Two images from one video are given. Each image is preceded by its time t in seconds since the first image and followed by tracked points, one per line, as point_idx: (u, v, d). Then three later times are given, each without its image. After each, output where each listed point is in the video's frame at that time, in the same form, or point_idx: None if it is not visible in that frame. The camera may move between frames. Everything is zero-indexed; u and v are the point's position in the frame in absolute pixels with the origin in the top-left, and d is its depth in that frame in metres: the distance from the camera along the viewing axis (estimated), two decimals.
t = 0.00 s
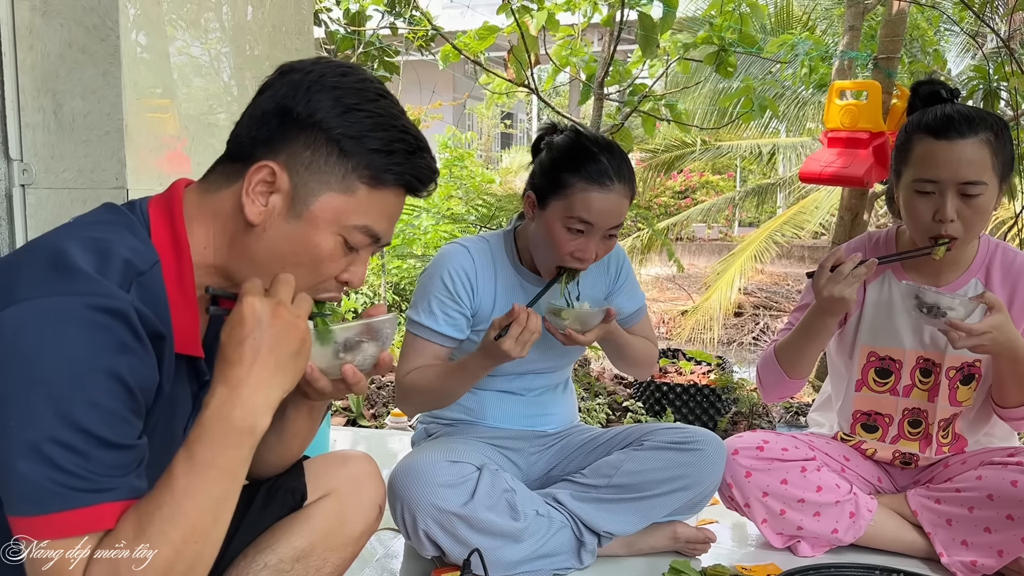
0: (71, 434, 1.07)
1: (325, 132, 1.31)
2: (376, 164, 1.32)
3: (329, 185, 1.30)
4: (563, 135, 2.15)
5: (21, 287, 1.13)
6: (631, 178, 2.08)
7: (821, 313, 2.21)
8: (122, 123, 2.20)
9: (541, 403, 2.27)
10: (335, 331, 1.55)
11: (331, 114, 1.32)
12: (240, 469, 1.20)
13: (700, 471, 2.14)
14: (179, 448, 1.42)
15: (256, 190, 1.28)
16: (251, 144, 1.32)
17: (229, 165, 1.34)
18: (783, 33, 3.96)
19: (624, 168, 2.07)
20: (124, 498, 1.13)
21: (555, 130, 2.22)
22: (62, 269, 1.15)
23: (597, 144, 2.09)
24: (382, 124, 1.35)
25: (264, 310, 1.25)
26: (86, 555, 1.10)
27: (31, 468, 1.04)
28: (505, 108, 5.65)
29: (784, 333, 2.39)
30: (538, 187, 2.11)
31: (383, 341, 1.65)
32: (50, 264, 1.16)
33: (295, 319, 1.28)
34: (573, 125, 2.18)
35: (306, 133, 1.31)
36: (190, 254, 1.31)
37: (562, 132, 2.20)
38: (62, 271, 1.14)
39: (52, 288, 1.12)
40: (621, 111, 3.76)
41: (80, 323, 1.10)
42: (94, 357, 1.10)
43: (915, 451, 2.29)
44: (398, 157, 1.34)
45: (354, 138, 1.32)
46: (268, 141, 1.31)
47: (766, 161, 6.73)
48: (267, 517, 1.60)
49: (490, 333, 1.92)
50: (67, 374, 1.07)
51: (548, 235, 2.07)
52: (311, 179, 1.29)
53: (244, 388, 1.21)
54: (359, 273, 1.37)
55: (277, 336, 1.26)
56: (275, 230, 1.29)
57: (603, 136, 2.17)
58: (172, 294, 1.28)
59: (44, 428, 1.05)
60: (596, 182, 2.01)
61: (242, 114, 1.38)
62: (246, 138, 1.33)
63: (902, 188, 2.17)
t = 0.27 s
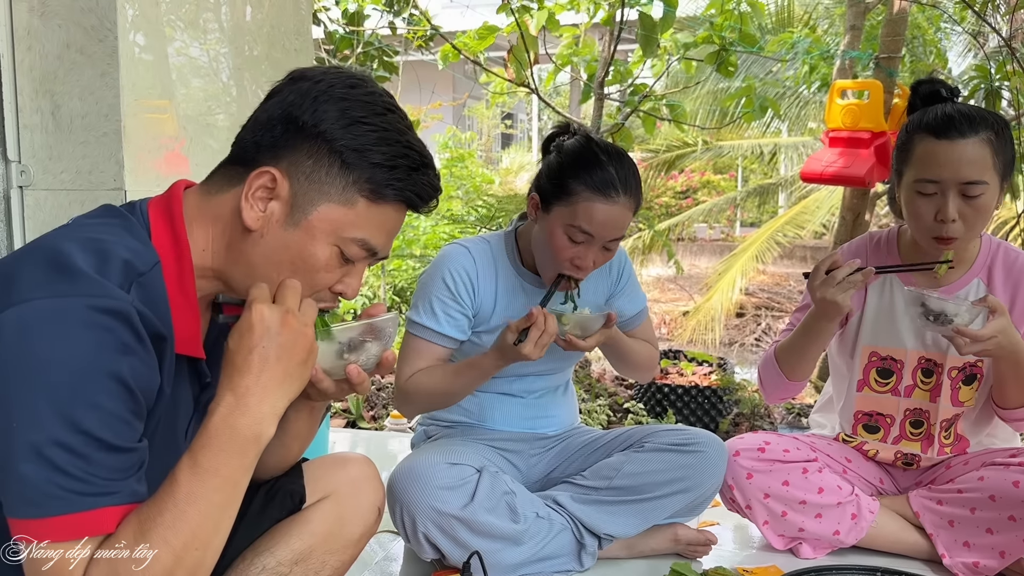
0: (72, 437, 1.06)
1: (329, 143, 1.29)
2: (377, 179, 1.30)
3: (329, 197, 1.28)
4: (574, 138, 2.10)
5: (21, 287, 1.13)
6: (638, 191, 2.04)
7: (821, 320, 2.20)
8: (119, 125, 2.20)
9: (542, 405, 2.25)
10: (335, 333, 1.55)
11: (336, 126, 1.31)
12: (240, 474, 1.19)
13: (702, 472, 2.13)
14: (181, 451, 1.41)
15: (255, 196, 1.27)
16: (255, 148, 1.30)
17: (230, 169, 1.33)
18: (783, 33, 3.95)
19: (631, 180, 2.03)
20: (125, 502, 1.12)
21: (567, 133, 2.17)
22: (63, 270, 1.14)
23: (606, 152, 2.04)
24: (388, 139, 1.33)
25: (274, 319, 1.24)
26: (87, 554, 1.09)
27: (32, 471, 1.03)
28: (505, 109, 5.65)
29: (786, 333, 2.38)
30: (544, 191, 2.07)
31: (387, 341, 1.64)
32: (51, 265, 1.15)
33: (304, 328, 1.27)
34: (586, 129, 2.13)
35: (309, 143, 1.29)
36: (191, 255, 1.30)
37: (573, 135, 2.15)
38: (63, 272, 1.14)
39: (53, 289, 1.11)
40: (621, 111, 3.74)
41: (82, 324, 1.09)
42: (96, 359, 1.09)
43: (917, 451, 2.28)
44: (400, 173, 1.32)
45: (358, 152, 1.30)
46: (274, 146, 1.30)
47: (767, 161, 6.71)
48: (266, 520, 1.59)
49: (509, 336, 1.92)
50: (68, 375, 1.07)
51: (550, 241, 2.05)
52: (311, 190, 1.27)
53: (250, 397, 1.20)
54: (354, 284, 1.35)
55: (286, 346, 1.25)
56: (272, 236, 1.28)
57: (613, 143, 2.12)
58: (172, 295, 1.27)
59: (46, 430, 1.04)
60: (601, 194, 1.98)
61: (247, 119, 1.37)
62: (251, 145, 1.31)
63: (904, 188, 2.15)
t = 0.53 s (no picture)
0: (75, 437, 1.06)
1: (328, 144, 1.29)
2: (375, 182, 1.29)
3: (326, 198, 1.27)
4: (579, 143, 2.09)
5: (23, 286, 1.12)
6: (643, 198, 2.04)
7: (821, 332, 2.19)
8: (119, 125, 2.20)
9: (543, 405, 2.25)
10: (337, 334, 1.53)
11: (337, 128, 1.30)
12: (240, 476, 1.19)
13: (703, 472, 2.13)
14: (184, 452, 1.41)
15: (254, 196, 1.27)
16: (256, 150, 1.31)
17: (229, 170, 1.33)
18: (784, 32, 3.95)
19: (638, 188, 2.02)
20: (127, 503, 1.12)
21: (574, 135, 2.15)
22: (66, 270, 1.14)
23: (612, 157, 2.04)
24: (388, 143, 1.33)
25: (281, 322, 1.24)
26: (87, 554, 1.09)
27: (35, 471, 1.03)
28: (505, 109, 5.65)
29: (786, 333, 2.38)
30: (549, 196, 2.06)
31: (389, 342, 1.64)
32: (55, 265, 1.15)
33: (310, 333, 1.27)
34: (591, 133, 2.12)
35: (308, 144, 1.29)
36: (193, 255, 1.29)
37: (579, 139, 2.14)
38: (67, 272, 1.13)
39: (57, 289, 1.11)
40: (621, 111, 3.74)
41: (86, 324, 1.09)
42: (100, 359, 1.09)
43: (917, 451, 2.27)
44: (399, 177, 1.31)
45: (357, 154, 1.29)
46: (273, 148, 1.30)
47: (768, 161, 6.71)
48: (266, 521, 1.59)
49: (502, 351, 1.93)
50: (72, 376, 1.06)
51: (555, 246, 2.05)
52: (309, 189, 1.27)
53: (252, 399, 1.20)
54: (349, 288, 1.33)
55: (290, 349, 1.24)
56: (270, 238, 1.27)
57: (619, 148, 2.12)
58: (174, 296, 1.27)
59: (50, 430, 1.04)
60: (608, 201, 1.97)
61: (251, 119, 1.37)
62: (252, 147, 1.32)
63: (904, 186, 2.16)
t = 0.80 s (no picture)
0: (75, 440, 1.06)
1: (330, 150, 1.29)
2: (376, 189, 1.29)
3: (327, 202, 1.27)
4: (580, 146, 2.08)
5: (22, 288, 1.12)
6: (644, 205, 2.03)
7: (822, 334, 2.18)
8: (119, 127, 2.20)
9: (543, 406, 2.25)
10: (340, 337, 1.53)
11: (339, 135, 1.30)
12: (240, 478, 1.19)
13: (703, 472, 2.13)
14: (185, 454, 1.41)
15: (253, 201, 1.27)
16: (257, 154, 1.31)
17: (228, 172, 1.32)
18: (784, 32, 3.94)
19: (638, 195, 2.02)
20: (126, 505, 1.12)
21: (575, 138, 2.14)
22: (65, 272, 1.14)
23: (613, 162, 2.03)
24: (391, 149, 1.32)
25: (277, 323, 1.23)
26: (87, 554, 1.09)
27: (34, 473, 1.03)
28: (505, 109, 5.65)
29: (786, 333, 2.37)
30: (550, 201, 2.06)
31: (392, 343, 1.64)
32: (53, 267, 1.15)
33: (308, 333, 1.26)
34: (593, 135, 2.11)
35: (310, 149, 1.29)
36: (192, 256, 1.29)
37: (578, 140, 2.12)
38: (67, 273, 1.14)
39: (55, 292, 1.11)
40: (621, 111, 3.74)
41: (84, 327, 1.09)
42: (98, 361, 1.09)
43: (918, 450, 2.27)
44: (400, 183, 1.31)
45: (360, 161, 1.29)
46: (275, 152, 1.30)
47: (768, 160, 6.71)
48: (266, 522, 1.59)
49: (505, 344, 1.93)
50: (71, 378, 1.06)
51: (556, 251, 2.06)
52: (310, 194, 1.27)
53: (250, 399, 1.20)
54: (348, 294, 1.33)
55: (288, 350, 1.24)
56: (270, 241, 1.27)
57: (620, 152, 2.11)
58: (174, 297, 1.27)
59: (49, 433, 1.04)
60: (609, 208, 1.97)
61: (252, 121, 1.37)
62: (253, 150, 1.32)
63: (904, 184, 2.15)
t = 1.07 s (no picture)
0: (72, 442, 1.06)
1: (325, 150, 1.28)
2: (374, 186, 1.29)
3: (325, 204, 1.27)
4: (576, 146, 2.08)
5: (18, 290, 1.12)
6: (641, 205, 2.03)
7: (823, 326, 2.20)
8: (118, 128, 2.20)
9: (542, 406, 2.25)
10: (342, 342, 1.55)
11: (333, 133, 1.29)
12: (238, 481, 1.19)
13: (703, 472, 2.12)
14: (183, 454, 1.41)
15: (250, 204, 1.27)
16: (249, 154, 1.29)
17: (225, 173, 1.32)
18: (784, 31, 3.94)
19: (636, 195, 2.02)
20: (124, 507, 1.12)
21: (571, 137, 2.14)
22: (61, 274, 1.13)
23: (609, 162, 2.03)
24: (385, 144, 1.32)
25: (279, 327, 1.23)
26: (87, 554, 1.09)
27: (32, 476, 1.03)
28: (505, 109, 5.66)
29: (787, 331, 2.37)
30: (546, 202, 2.06)
31: (393, 348, 1.65)
32: (49, 268, 1.14)
33: (309, 339, 1.26)
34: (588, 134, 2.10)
35: (304, 149, 1.28)
36: (188, 257, 1.30)
37: (575, 140, 2.12)
38: (63, 274, 1.13)
39: (51, 294, 1.11)
40: (621, 111, 3.74)
41: (80, 329, 1.09)
42: (94, 363, 1.09)
43: (917, 448, 2.26)
44: (397, 180, 1.31)
45: (355, 159, 1.28)
46: (268, 153, 1.29)
47: (768, 160, 6.72)
48: (265, 522, 1.59)
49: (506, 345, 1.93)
50: (66, 380, 1.06)
51: (553, 251, 2.06)
52: (308, 196, 1.27)
53: (249, 404, 1.19)
54: (349, 288, 1.34)
55: (289, 355, 1.23)
56: (269, 244, 1.27)
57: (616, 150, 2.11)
58: (171, 297, 1.28)
59: (45, 435, 1.04)
60: (605, 208, 1.96)
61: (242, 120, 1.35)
62: (243, 149, 1.30)
63: (906, 185, 2.15)
